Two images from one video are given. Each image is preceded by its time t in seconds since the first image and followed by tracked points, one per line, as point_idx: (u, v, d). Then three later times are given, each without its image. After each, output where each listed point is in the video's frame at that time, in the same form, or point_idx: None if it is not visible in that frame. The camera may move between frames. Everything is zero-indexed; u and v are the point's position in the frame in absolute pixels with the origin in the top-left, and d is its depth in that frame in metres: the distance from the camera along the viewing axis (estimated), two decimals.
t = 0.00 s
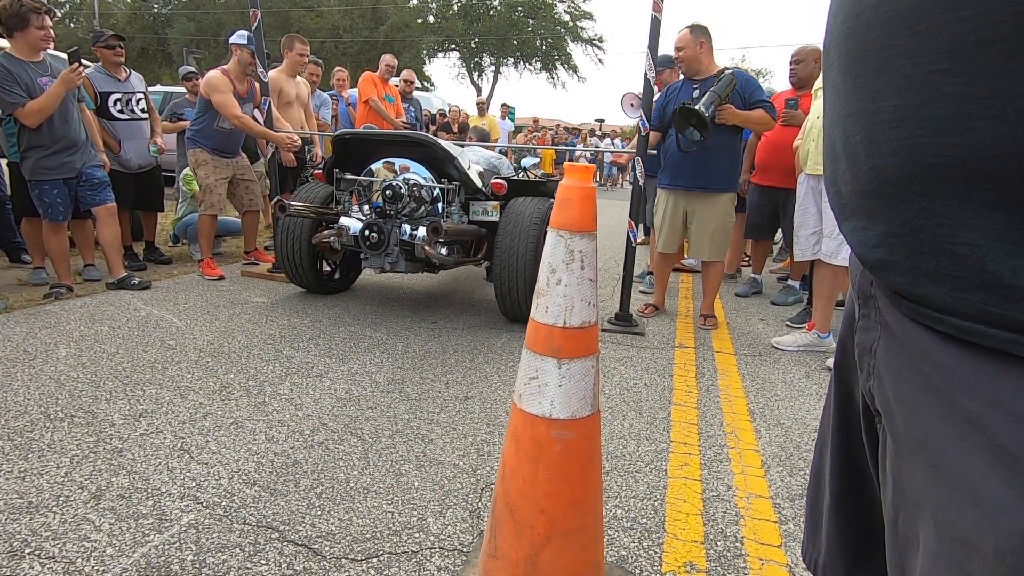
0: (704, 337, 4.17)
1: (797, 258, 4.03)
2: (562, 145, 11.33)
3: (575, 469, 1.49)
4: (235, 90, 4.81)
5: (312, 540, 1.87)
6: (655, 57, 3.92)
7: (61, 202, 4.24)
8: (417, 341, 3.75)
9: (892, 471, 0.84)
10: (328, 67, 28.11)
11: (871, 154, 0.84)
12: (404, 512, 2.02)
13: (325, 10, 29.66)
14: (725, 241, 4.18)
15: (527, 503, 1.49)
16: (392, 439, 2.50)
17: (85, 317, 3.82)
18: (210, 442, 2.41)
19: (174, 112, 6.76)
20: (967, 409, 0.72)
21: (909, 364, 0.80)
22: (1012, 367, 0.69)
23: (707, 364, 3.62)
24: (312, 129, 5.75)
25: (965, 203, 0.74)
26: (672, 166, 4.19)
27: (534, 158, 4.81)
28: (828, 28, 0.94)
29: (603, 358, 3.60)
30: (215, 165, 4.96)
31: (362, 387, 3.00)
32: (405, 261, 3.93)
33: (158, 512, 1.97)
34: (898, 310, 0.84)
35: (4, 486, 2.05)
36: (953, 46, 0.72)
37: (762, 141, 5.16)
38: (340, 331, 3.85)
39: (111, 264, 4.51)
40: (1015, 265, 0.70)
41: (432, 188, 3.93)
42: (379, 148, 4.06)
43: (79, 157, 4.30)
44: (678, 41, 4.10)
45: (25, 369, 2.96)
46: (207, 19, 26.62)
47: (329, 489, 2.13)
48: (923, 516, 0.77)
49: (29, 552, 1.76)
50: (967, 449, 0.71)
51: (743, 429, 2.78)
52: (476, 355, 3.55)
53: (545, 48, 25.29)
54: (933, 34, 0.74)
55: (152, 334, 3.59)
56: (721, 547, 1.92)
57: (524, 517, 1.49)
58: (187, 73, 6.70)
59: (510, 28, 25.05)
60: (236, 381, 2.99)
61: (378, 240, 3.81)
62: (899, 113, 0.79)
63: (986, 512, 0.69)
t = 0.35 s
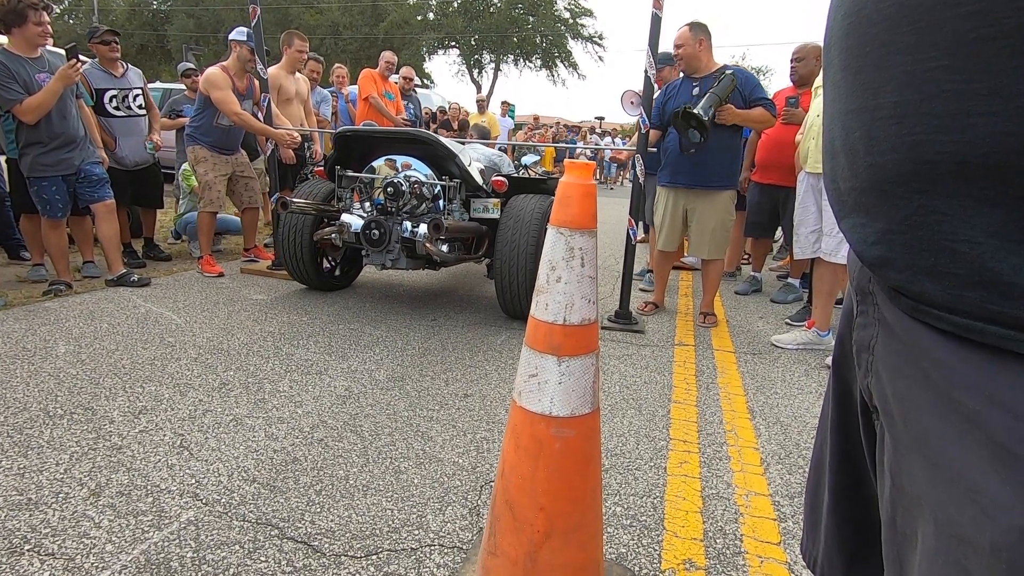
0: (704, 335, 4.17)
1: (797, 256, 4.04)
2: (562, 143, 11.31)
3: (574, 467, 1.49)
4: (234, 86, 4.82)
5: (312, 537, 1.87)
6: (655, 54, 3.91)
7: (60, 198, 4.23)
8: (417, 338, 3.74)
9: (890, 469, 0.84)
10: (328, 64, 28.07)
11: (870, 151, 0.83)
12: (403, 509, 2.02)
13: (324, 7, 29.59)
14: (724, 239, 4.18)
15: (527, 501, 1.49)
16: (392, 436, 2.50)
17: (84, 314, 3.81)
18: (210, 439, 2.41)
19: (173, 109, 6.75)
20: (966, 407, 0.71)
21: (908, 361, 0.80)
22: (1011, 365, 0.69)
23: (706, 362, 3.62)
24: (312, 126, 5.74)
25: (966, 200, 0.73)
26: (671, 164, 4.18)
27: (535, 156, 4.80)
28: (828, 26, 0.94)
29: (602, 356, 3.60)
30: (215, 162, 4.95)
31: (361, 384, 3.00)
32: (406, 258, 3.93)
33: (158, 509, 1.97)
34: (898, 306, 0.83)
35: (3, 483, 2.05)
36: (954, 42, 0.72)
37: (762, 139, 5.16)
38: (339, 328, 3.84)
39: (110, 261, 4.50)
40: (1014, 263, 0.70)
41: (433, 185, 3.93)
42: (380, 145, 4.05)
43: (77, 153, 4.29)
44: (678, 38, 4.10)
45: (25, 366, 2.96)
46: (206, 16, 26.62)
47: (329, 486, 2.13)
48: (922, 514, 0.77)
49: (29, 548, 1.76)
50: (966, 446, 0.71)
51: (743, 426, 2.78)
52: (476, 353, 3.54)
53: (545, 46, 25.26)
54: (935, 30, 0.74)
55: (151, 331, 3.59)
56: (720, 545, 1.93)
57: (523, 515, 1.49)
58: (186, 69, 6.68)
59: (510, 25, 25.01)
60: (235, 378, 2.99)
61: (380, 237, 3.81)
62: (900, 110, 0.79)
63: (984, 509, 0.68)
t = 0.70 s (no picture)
0: (705, 334, 4.18)
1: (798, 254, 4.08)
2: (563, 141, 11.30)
3: (576, 466, 1.50)
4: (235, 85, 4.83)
5: (314, 535, 1.88)
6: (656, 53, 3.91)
7: (61, 197, 4.24)
8: (418, 337, 3.75)
9: (891, 467, 0.84)
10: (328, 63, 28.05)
11: (872, 151, 0.84)
12: (405, 508, 2.03)
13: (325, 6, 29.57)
14: (726, 238, 4.17)
15: (528, 500, 1.50)
16: (394, 435, 2.50)
17: (86, 313, 3.82)
18: (212, 438, 2.41)
19: (174, 107, 6.76)
20: (967, 405, 0.72)
21: (909, 361, 0.81)
22: (1012, 364, 0.69)
23: (707, 361, 3.62)
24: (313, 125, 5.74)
25: (967, 200, 0.74)
26: (673, 163, 4.19)
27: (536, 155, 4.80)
28: (832, 26, 0.94)
29: (603, 354, 3.60)
30: (217, 161, 4.95)
31: (363, 383, 3.00)
32: (409, 257, 3.92)
33: (160, 507, 1.98)
34: (899, 306, 0.84)
35: (6, 481, 2.06)
36: (956, 43, 0.72)
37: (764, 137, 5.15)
38: (341, 326, 3.85)
39: (111, 260, 4.51)
40: (1015, 263, 0.71)
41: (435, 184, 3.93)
42: (382, 144, 4.06)
43: (78, 152, 4.30)
44: (677, 37, 4.10)
45: (27, 365, 2.97)
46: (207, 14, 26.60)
47: (331, 485, 2.14)
48: (924, 512, 0.77)
49: (32, 546, 1.77)
50: (966, 445, 0.72)
51: (744, 425, 2.78)
52: (477, 351, 3.55)
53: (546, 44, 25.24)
54: (937, 31, 0.74)
55: (153, 330, 3.60)
56: (721, 543, 1.93)
57: (525, 513, 1.50)
58: (187, 68, 6.68)
59: (511, 23, 24.98)
60: (237, 376, 3.00)
61: (382, 236, 3.82)
62: (901, 111, 0.79)
63: (985, 507, 0.69)
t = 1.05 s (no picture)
0: (705, 331, 4.17)
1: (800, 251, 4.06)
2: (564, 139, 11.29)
3: (575, 463, 1.49)
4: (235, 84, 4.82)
5: (314, 533, 1.87)
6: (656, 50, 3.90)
7: (61, 196, 4.24)
8: (418, 335, 3.74)
9: (891, 464, 0.84)
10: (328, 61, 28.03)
11: (873, 145, 0.83)
12: (405, 506, 2.03)
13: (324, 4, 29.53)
14: (727, 235, 4.16)
15: (528, 497, 1.49)
16: (394, 433, 2.50)
17: (86, 312, 3.82)
18: (212, 436, 2.41)
19: (173, 106, 6.75)
20: (969, 401, 0.71)
21: (909, 356, 0.80)
22: (1013, 359, 0.69)
23: (708, 358, 3.62)
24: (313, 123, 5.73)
25: (970, 194, 0.73)
26: (673, 161, 4.17)
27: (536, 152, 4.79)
28: (834, 20, 0.93)
29: (604, 352, 3.59)
30: (217, 160, 4.94)
31: (363, 381, 3.00)
32: (409, 255, 3.92)
33: (160, 506, 1.97)
34: (899, 302, 0.83)
35: (6, 480, 2.05)
36: (961, 35, 0.72)
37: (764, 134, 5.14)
38: (341, 325, 3.84)
39: (111, 259, 4.51)
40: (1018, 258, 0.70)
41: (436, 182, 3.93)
42: (382, 142, 4.05)
43: (78, 151, 4.30)
44: (677, 33, 4.09)
45: (27, 364, 2.97)
46: (206, 13, 26.59)
47: (331, 483, 2.14)
48: (924, 508, 0.77)
49: (32, 545, 1.76)
50: (966, 441, 0.71)
51: (744, 423, 2.78)
52: (478, 350, 3.54)
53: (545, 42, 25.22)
54: (941, 22, 0.74)
55: (153, 328, 3.59)
56: (722, 541, 1.93)
57: (524, 511, 1.49)
58: (187, 66, 6.67)
59: (511, 21, 24.94)
60: (237, 375, 2.99)
61: (383, 233, 3.81)
62: (903, 104, 0.78)
63: (986, 503, 0.68)
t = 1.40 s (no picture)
0: (704, 331, 4.18)
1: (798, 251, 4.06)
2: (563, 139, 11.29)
3: (573, 463, 1.49)
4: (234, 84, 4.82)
5: (313, 533, 1.88)
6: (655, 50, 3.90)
7: (60, 196, 4.23)
8: (417, 335, 3.74)
9: (891, 463, 0.84)
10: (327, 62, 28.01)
11: (871, 145, 0.83)
12: (404, 506, 2.03)
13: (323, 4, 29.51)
14: (726, 234, 4.17)
15: (526, 497, 1.50)
16: (393, 433, 2.50)
17: (84, 312, 3.82)
18: (211, 437, 2.41)
19: (173, 107, 6.75)
20: (968, 400, 0.71)
21: (909, 356, 0.80)
22: (1012, 359, 0.69)
23: (706, 358, 3.62)
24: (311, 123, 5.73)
25: (967, 193, 0.74)
26: (672, 160, 4.17)
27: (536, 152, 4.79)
28: (832, 20, 0.93)
29: (603, 352, 3.60)
30: (216, 160, 4.94)
31: (362, 381, 3.00)
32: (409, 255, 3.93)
33: (159, 507, 1.97)
34: (899, 302, 0.83)
35: (4, 481, 2.05)
36: (959, 36, 0.72)
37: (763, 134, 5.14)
38: (340, 325, 3.84)
39: (110, 260, 4.51)
40: (1017, 257, 0.70)
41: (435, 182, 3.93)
42: (382, 143, 4.05)
43: (76, 151, 4.29)
44: (675, 33, 4.09)
45: (26, 365, 2.97)
46: (205, 13, 26.57)
47: (330, 483, 2.14)
48: (924, 507, 0.77)
49: (31, 546, 1.76)
50: (966, 440, 0.71)
51: (743, 422, 2.78)
52: (477, 349, 3.54)
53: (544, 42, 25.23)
54: (940, 23, 0.74)
55: (152, 329, 3.59)
56: (720, 540, 1.93)
57: (523, 510, 1.50)
58: (186, 67, 6.67)
59: (510, 21, 24.95)
60: (236, 375, 2.99)
61: (382, 233, 3.81)
62: (902, 104, 0.79)
63: (984, 502, 0.69)
